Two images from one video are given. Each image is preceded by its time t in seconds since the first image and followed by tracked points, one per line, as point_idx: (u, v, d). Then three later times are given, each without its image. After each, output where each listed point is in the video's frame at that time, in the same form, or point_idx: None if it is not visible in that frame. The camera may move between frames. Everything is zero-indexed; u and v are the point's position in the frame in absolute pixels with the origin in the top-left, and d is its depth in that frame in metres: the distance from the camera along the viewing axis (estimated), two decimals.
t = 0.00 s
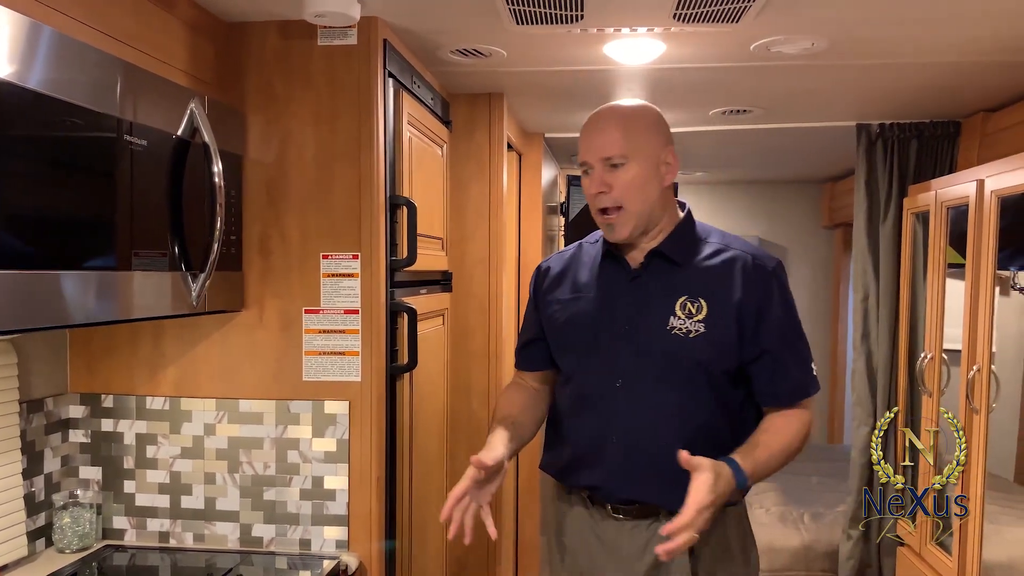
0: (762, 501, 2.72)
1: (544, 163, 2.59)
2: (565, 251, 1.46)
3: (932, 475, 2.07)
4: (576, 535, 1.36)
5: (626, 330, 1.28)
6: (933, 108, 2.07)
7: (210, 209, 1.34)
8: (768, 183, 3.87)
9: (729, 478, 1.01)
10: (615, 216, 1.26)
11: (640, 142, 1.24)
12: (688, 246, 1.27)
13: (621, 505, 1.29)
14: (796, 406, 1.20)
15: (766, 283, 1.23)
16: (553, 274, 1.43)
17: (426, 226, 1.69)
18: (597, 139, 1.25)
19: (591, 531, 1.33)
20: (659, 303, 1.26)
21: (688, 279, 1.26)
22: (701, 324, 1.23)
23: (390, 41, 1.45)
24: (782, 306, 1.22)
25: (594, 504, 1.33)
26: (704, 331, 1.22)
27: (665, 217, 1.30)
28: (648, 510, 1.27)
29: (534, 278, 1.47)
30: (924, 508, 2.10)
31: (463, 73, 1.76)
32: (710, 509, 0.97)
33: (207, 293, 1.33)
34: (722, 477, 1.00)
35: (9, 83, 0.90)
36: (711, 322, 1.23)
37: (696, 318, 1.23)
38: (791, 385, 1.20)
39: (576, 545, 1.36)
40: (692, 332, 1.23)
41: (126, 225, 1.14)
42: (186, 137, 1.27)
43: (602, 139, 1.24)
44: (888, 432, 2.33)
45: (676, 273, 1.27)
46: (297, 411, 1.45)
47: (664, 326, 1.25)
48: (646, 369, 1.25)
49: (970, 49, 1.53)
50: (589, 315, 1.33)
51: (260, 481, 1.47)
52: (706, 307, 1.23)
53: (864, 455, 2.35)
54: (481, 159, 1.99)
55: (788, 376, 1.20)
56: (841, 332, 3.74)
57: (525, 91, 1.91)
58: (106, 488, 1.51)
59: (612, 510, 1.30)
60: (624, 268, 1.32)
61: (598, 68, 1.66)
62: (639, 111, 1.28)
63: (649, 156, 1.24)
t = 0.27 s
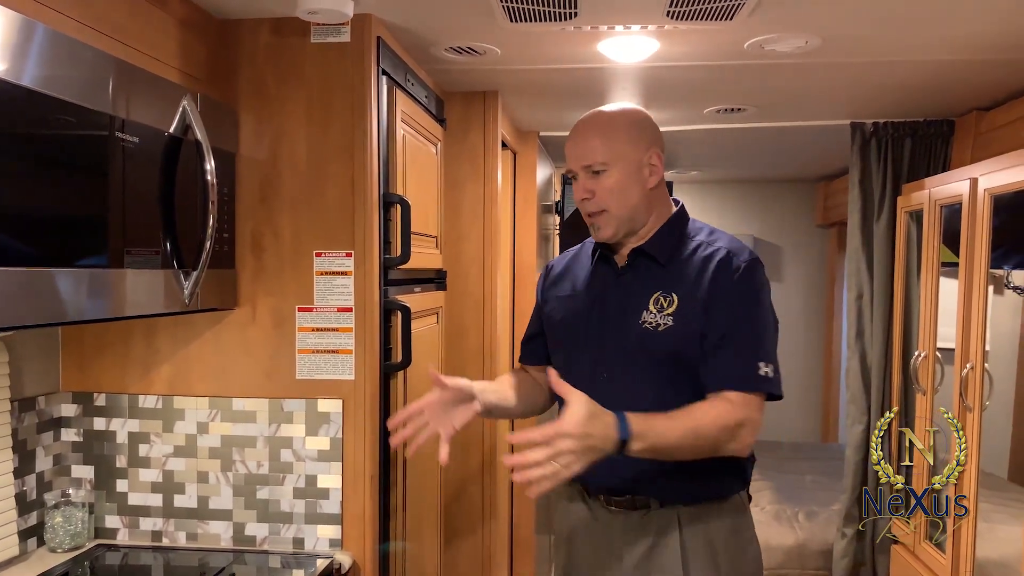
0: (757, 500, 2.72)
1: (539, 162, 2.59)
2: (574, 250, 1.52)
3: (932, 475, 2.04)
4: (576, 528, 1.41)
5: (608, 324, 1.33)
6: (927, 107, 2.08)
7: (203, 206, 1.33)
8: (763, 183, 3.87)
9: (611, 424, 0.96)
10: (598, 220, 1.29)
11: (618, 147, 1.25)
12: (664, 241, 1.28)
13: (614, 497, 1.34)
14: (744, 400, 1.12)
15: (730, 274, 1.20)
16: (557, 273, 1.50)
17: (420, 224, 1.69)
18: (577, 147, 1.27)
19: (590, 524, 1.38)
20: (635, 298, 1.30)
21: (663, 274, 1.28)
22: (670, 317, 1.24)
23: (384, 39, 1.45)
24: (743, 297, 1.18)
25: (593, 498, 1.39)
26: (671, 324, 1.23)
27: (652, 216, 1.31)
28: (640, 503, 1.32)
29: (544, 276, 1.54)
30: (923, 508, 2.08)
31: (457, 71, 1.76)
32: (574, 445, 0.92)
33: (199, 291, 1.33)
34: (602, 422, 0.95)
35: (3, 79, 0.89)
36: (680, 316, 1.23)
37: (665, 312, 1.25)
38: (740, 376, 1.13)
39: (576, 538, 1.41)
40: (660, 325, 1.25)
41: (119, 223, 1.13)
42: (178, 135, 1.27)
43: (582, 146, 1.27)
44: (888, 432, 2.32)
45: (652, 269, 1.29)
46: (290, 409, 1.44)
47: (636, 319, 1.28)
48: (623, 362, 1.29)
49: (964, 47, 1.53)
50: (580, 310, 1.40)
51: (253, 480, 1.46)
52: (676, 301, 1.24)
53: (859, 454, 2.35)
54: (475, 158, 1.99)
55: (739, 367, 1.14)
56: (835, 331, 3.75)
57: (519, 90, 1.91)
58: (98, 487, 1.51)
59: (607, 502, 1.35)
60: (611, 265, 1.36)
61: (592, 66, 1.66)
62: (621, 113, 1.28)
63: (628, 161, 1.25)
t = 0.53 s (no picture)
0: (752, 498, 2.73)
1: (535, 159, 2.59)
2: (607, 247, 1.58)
3: (931, 476, 2.04)
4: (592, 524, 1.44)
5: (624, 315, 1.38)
6: (922, 105, 2.08)
7: (197, 203, 1.32)
8: (759, 181, 3.88)
9: (553, 332, 0.97)
10: (627, 207, 1.34)
11: (651, 137, 1.29)
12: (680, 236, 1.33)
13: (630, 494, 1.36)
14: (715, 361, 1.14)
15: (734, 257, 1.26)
16: (587, 269, 1.56)
17: (415, 221, 1.68)
18: (611, 135, 1.32)
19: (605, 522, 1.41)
20: (652, 290, 1.35)
21: (677, 268, 1.33)
22: (680, 307, 1.29)
23: (379, 35, 1.45)
24: (745, 277, 1.23)
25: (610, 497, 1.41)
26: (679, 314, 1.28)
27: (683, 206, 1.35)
28: (651, 503, 1.34)
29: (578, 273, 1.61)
30: (924, 508, 2.07)
31: (453, 68, 1.75)
32: (513, 334, 0.93)
33: (193, 288, 1.32)
34: (544, 325, 0.96)
35: None
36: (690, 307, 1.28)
37: (676, 302, 1.30)
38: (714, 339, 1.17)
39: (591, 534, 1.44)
40: (670, 315, 1.29)
41: (112, 219, 1.13)
42: (172, 131, 1.26)
43: (615, 135, 1.32)
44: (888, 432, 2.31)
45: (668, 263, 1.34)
46: (285, 407, 1.44)
47: (650, 310, 1.34)
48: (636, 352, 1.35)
49: (959, 46, 1.53)
50: (601, 304, 1.46)
51: (247, 478, 1.46)
52: (687, 292, 1.29)
53: (854, 452, 2.36)
54: (471, 155, 1.98)
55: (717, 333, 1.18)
56: (830, 329, 3.76)
57: (515, 87, 1.91)
58: (92, 485, 1.50)
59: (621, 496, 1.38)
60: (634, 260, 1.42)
61: (587, 63, 1.66)
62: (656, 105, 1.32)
63: (661, 151, 1.29)
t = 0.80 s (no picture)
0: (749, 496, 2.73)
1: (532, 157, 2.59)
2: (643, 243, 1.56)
3: (932, 474, 2.03)
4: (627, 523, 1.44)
5: (666, 314, 1.37)
6: (920, 103, 2.08)
7: (194, 199, 1.32)
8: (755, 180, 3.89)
9: (621, 342, 1.00)
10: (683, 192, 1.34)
11: (719, 126, 1.32)
12: (729, 236, 1.33)
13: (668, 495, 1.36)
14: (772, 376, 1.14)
15: (789, 261, 1.25)
16: (623, 265, 1.54)
17: (413, 218, 1.68)
18: (677, 120, 1.34)
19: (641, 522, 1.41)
20: (697, 290, 1.34)
21: (725, 269, 1.32)
22: (731, 309, 1.28)
23: (376, 32, 1.45)
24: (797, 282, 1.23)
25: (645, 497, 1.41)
26: (732, 316, 1.27)
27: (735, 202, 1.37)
28: (688, 502, 1.35)
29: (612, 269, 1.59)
30: (923, 508, 2.06)
31: (450, 65, 1.75)
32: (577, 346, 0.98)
33: (190, 285, 1.32)
34: (612, 337, 1.00)
35: None
36: (741, 309, 1.27)
37: (727, 304, 1.29)
38: (774, 351, 1.16)
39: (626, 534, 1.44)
40: (722, 317, 1.29)
41: (109, 216, 1.12)
42: (169, 127, 1.26)
43: (681, 119, 1.33)
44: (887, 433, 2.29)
45: (716, 263, 1.34)
46: (282, 404, 1.44)
47: (698, 311, 1.32)
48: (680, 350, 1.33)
49: (956, 44, 1.53)
50: (637, 301, 1.44)
51: (245, 475, 1.46)
52: (739, 293, 1.28)
53: (851, 450, 2.36)
54: (468, 153, 1.98)
55: (775, 344, 1.17)
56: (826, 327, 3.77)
57: (513, 85, 1.91)
58: (89, 483, 1.50)
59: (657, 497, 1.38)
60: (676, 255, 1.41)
61: (584, 61, 1.66)
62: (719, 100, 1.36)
63: (725, 140, 1.32)
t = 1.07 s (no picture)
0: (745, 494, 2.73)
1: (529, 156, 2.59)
2: (662, 242, 1.53)
3: (931, 475, 1.98)
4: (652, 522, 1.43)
5: (693, 320, 1.35)
6: (916, 102, 2.08)
7: (188, 198, 1.31)
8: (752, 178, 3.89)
9: (695, 399, 1.17)
10: (737, 190, 1.31)
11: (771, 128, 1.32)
12: (757, 242, 1.32)
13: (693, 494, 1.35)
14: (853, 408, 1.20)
15: (835, 277, 1.25)
16: (640, 265, 1.52)
17: (409, 217, 1.68)
18: (733, 116, 1.31)
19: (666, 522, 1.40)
20: (726, 296, 1.32)
21: (755, 275, 1.31)
22: (764, 318, 1.27)
23: (371, 30, 1.44)
24: (831, 295, 1.24)
25: (669, 497, 1.40)
26: (766, 326, 1.26)
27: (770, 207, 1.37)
28: (712, 501, 1.34)
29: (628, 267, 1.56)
30: (924, 508, 2.02)
31: (446, 63, 1.75)
32: (656, 408, 1.18)
33: (185, 283, 1.31)
34: (688, 395, 1.17)
35: None
36: (774, 318, 1.27)
37: (759, 312, 1.28)
38: (850, 383, 1.20)
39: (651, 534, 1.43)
40: (754, 325, 1.28)
41: (104, 214, 1.12)
42: (163, 125, 1.25)
43: (736, 116, 1.31)
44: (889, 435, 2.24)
45: (744, 268, 1.32)
46: (277, 403, 1.44)
47: (727, 318, 1.31)
48: (709, 356, 1.32)
49: (952, 42, 1.53)
50: (660, 304, 1.41)
51: (240, 474, 1.45)
52: (771, 302, 1.28)
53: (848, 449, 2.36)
54: (465, 152, 1.98)
55: (845, 374, 1.20)
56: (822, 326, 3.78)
57: (509, 83, 1.91)
58: (83, 481, 1.49)
59: (681, 499, 1.37)
60: (699, 258, 1.39)
61: (581, 59, 1.66)
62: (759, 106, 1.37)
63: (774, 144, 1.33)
